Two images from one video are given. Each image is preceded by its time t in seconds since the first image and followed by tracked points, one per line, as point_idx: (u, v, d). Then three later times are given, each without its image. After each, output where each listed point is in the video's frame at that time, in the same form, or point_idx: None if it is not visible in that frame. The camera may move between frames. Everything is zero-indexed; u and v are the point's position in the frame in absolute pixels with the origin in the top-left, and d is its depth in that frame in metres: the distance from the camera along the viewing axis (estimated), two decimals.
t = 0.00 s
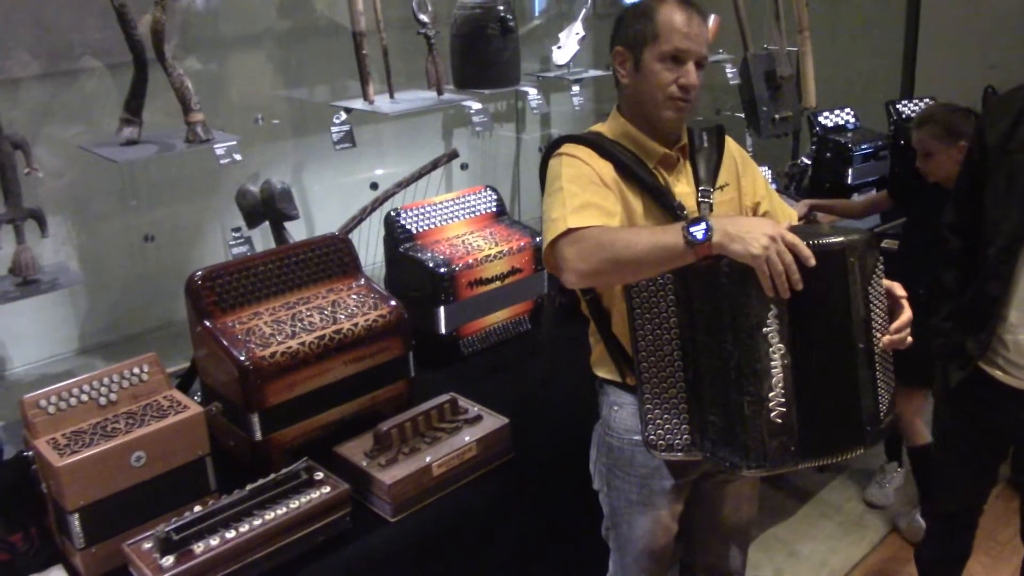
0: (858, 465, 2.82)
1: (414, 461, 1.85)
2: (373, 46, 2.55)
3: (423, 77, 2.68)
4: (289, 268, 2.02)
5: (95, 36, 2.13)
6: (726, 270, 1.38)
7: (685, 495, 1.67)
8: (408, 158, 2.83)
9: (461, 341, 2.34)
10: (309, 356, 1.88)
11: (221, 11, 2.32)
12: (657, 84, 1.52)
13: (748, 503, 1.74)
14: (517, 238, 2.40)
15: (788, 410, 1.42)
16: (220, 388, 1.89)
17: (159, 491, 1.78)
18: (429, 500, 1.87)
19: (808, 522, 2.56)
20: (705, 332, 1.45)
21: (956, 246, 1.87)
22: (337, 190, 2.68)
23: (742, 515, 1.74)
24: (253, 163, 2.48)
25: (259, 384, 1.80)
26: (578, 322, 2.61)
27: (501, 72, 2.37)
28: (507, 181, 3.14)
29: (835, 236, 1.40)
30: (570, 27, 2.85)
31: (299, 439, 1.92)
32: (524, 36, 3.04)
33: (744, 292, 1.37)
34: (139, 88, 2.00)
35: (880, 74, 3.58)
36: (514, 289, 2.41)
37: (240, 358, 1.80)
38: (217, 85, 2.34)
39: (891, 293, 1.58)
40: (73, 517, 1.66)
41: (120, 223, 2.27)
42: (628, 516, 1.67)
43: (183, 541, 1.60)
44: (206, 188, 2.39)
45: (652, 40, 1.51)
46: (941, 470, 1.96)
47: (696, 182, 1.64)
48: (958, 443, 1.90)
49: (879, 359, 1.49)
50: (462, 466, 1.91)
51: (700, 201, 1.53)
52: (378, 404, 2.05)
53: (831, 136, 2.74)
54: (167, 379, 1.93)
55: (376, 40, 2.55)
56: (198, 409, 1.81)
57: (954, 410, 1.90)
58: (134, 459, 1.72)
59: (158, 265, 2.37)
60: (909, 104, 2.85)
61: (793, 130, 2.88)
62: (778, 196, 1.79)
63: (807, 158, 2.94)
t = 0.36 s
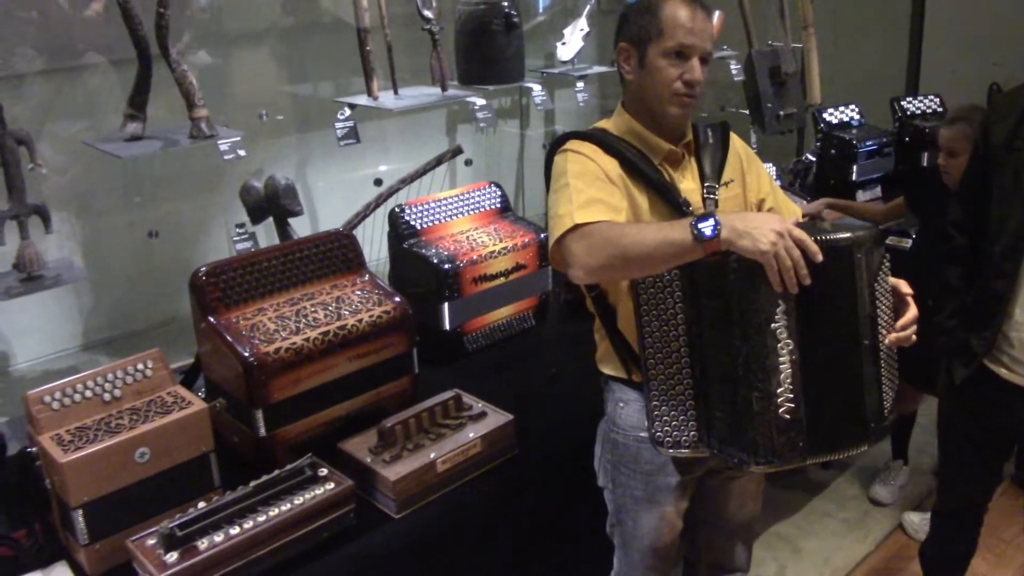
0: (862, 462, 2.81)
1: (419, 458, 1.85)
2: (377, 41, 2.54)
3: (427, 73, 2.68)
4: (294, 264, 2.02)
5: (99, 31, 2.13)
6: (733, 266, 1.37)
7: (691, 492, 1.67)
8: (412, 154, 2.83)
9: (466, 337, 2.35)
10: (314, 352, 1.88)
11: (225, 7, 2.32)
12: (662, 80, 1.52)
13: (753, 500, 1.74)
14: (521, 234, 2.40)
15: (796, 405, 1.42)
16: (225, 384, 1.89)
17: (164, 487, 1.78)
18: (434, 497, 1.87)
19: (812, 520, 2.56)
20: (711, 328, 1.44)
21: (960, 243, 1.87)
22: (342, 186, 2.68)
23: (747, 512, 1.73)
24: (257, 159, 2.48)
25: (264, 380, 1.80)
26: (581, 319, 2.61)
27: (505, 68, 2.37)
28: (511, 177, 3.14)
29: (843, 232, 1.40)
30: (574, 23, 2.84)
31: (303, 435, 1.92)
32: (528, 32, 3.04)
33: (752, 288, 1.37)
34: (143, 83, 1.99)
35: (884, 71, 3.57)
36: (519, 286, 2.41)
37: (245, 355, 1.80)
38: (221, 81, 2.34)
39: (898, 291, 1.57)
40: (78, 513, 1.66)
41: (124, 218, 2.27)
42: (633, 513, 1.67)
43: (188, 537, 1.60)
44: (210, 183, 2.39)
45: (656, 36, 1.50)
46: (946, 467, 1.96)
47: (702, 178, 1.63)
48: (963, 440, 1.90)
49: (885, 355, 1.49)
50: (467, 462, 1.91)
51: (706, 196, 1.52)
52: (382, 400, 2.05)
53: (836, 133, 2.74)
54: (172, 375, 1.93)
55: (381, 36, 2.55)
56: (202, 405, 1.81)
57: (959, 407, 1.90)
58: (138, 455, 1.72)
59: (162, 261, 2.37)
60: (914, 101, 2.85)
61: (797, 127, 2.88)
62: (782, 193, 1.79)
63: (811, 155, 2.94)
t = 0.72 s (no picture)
0: (863, 459, 2.81)
1: (421, 455, 1.85)
2: (379, 39, 2.54)
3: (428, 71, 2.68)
4: (296, 261, 2.02)
5: (101, 30, 2.13)
6: (737, 261, 1.37)
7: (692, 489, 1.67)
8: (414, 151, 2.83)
9: (467, 334, 2.35)
10: (316, 349, 1.88)
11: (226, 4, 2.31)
12: (663, 77, 1.52)
13: (754, 497, 1.74)
14: (523, 231, 2.40)
15: (801, 401, 1.42)
16: (226, 381, 1.89)
17: (165, 485, 1.78)
18: (435, 494, 1.86)
19: (813, 517, 2.55)
20: (715, 325, 1.44)
21: (962, 240, 1.86)
22: (344, 183, 2.68)
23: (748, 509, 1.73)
24: (259, 156, 2.48)
25: (265, 377, 1.80)
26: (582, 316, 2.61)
27: (506, 66, 2.37)
28: (512, 174, 3.13)
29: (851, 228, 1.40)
30: (576, 20, 2.85)
31: (305, 432, 1.92)
32: (530, 28, 3.04)
33: (756, 285, 1.36)
34: (143, 81, 1.99)
35: (887, 68, 3.57)
36: (520, 283, 2.41)
37: (247, 353, 1.80)
38: (223, 78, 2.34)
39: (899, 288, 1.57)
40: (79, 510, 1.66)
41: (126, 216, 2.27)
42: (635, 510, 1.67)
43: (190, 535, 1.60)
44: (211, 180, 2.39)
45: (656, 34, 1.50)
46: (948, 465, 1.95)
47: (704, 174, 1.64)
48: (963, 437, 1.90)
49: (887, 350, 1.49)
50: (468, 460, 1.91)
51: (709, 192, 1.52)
52: (384, 398, 2.05)
53: (838, 130, 2.74)
54: (173, 373, 1.93)
55: (383, 34, 2.55)
56: (204, 402, 1.81)
57: (959, 404, 1.89)
58: (140, 452, 1.72)
59: (164, 258, 2.37)
60: (916, 98, 2.84)
61: (798, 123, 2.88)
62: (785, 190, 1.79)
63: (813, 152, 2.95)
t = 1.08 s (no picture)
0: (864, 458, 2.81)
1: (422, 452, 1.85)
2: (381, 36, 2.54)
3: (430, 68, 2.68)
4: (296, 258, 2.02)
5: (103, 27, 2.13)
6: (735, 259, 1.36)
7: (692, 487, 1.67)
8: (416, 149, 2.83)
9: (468, 332, 2.35)
10: (317, 346, 1.88)
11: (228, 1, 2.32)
12: (663, 76, 1.52)
13: (754, 494, 1.74)
14: (524, 229, 2.40)
15: (799, 399, 1.42)
16: (227, 378, 1.89)
17: (166, 482, 1.78)
18: (436, 491, 1.87)
19: (814, 514, 2.56)
20: (714, 323, 1.44)
21: (962, 238, 1.86)
22: (346, 181, 2.68)
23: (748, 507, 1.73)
24: (260, 154, 2.48)
25: (266, 374, 1.80)
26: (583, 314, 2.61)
27: (507, 64, 2.37)
28: (513, 172, 3.13)
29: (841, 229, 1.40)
30: (579, 17, 2.85)
31: (305, 428, 1.92)
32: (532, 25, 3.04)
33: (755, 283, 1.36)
34: (145, 79, 1.99)
35: (889, 65, 3.56)
36: (521, 281, 2.41)
37: (248, 350, 1.80)
38: (224, 76, 2.34)
39: (896, 285, 1.56)
40: (80, 507, 1.67)
41: (127, 214, 2.27)
42: (634, 507, 1.67)
43: (190, 531, 1.60)
44: (213, 178, 2.39)
45: (657, 32, 1.50)
46: (949, 463, 1.95)
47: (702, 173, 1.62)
48: (963, 436, 1.90)
49: (884, 348, 1.48)
50: (470, 457, 1.91)
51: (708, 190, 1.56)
52: (384, 395, 2.05)
53: (838, 128, 2.74)
54: (174, 370, 1.93)
55: (384, 32, 2.55)
56: (204, 400, 1.81)
57: (960, 403, 1.89)
58: (140, 449, 1.72)
59: (166, 255, 2.37)
60: (918, 96, 2.84)
61: (800, 121, 2.88)
62: (783, 188, 1.79)
63: (814, 149, 2.95)
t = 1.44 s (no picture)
0: (864, 457, 2.81)
1: (422, 451, 1.85)
2: (381, 35, 2.54)
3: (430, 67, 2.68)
4: (297, 257, 2.02)
5: (104, 26, 2.13)
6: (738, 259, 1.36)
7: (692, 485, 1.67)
8: (416, 148, 2.83)
9: (470, 331, 2.35)
10: (317, 345, 1.88)
11: None
12: (667, 74, 1.52)
13: (754, 493, 1.74)
14: (524, 227, 2.41)
15: (801, 400, 1.43)
16: (228, 377, 1.89)
17: (167, 481, 1.78)
18: (436, 490, 1.87)
19: (813, 513, 2.56)
20: (715, 322, 1.44)
21: (963, 238, 1.86)
22: (347, 179, 2.68)
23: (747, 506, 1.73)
24: (261, 153, 2.48)
25: (267, 372, 1.81)
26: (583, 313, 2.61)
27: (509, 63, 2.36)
28: (514, 171, 3.13)
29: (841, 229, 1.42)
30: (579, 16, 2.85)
31: (306, 426, 1.92)
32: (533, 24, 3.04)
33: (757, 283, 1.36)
34: (145, 77, 1.99)
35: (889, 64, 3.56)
36: (522, 280, 2.41)
37: (249, 349, 1.80)
38: (225, 74, 2.34)
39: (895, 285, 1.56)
40: (81, 506, 1.67)
41: (128, 213, 2.27)
42: (635, 506, 1.67)
43: (191, 530, 1.61)
44: (214, 177, 2.39)
45: (661, 31, 1.50)
46: (949, 463, 1.95)
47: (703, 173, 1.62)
48: (962, 435, 1.90)
49: (884, 348, 1.49)
50: (470, 456, 1.92)
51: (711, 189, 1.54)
52: (384, 394, 2.05)
53: (839, 127, 2.74)
54: (174, 369, 1.93)
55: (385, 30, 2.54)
56: (205, 399, 1.81)
57: (960, 402, 1.90)
58: (142, 448, 1.72)
59: (166, 253, 2.37)
60: (919, 95, 2.83)
61: (800, 120, 2.88)
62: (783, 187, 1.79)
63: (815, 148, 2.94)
